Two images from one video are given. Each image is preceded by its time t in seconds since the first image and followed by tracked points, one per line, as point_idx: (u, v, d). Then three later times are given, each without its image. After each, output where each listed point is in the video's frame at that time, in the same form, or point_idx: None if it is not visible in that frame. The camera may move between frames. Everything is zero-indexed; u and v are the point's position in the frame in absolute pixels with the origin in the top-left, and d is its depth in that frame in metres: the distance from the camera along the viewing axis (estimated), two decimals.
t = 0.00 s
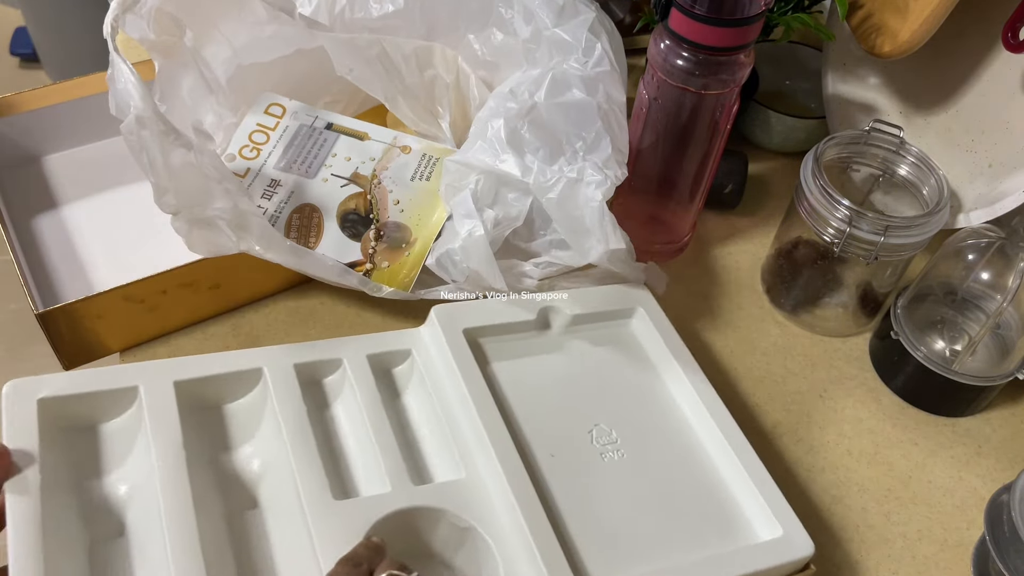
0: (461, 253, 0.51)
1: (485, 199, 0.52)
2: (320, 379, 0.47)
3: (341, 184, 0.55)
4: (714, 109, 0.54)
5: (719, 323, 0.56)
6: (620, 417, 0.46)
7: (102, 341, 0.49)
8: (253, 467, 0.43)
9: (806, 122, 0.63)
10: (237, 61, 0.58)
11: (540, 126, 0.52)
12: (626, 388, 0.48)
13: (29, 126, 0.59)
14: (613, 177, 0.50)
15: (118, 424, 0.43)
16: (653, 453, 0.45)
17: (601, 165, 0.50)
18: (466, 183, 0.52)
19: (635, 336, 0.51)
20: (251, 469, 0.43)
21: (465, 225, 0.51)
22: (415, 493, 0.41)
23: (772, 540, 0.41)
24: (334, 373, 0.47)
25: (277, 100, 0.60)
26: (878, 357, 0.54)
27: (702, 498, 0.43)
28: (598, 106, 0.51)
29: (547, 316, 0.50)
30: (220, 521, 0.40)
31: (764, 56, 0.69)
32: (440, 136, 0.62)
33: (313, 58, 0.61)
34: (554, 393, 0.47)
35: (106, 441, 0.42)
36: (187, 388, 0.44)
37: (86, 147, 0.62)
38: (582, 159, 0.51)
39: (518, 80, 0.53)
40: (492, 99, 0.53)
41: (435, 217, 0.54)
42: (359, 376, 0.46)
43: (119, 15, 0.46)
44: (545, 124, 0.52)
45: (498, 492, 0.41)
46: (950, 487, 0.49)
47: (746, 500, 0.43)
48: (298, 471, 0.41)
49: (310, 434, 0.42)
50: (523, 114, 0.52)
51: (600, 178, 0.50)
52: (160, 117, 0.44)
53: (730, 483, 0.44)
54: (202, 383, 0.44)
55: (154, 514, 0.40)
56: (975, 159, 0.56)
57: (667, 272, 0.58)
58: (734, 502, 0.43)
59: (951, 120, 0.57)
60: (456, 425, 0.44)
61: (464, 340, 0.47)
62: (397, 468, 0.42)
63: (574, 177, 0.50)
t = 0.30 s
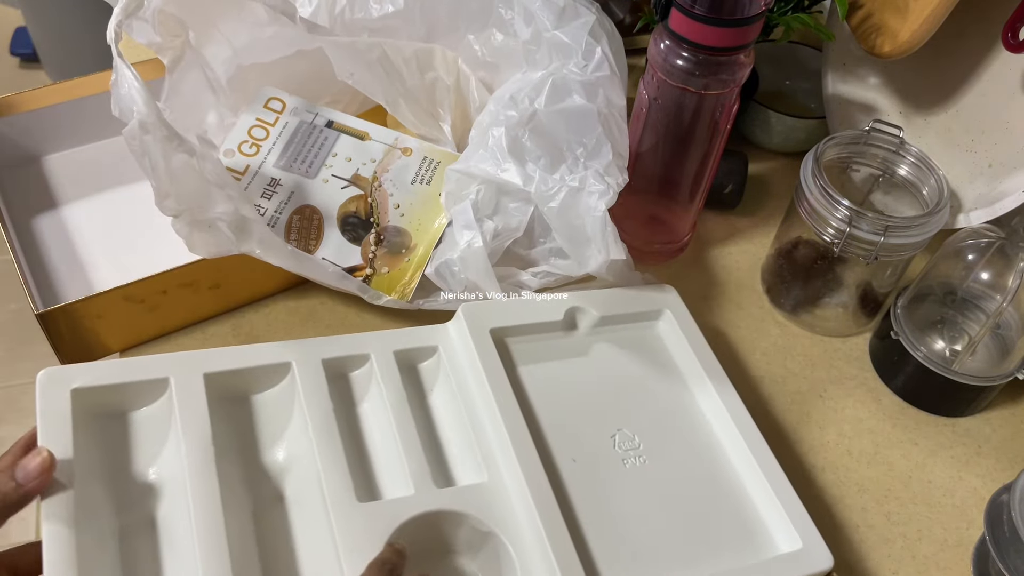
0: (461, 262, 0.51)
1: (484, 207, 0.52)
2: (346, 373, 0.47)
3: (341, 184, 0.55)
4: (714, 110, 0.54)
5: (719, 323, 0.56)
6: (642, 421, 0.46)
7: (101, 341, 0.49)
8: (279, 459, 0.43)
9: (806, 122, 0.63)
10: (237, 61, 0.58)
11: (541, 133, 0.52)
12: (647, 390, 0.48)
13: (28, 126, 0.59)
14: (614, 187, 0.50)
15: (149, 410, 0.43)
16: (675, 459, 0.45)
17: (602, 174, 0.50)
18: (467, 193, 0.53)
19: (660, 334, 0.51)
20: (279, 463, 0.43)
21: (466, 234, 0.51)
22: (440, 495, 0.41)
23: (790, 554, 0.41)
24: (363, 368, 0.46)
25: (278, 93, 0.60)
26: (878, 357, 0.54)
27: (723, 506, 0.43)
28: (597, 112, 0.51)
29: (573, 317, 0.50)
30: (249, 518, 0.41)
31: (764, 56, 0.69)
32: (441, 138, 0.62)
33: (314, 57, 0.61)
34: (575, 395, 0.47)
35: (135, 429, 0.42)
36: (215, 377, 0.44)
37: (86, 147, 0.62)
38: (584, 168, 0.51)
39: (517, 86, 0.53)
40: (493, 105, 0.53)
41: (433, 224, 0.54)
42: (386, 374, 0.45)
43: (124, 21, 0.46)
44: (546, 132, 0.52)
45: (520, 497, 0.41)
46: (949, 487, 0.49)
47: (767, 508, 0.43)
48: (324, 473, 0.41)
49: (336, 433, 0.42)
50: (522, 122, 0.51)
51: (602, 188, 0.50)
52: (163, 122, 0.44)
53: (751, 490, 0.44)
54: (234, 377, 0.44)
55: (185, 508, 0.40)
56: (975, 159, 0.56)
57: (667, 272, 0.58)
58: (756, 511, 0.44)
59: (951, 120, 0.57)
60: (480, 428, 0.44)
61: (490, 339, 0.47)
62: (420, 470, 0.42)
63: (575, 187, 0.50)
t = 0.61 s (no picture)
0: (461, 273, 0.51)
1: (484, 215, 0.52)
2: (346, 406, 0.48)
3: (341, 185, 0.55)
4: (714, 110, 0.54)
5: (719, 324, 0.56)
6: (646, 426, 0.47)
7: (101, 341, 0.50)
8: (284, 495, 0.46)
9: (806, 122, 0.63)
10: (237, 61, 0.58)
11: (542, 137, 0.51)
12: (654, 394, 0.48)
13: (29, 126, 0.59)
14: (616, 192, 0.50)
15: (163, 459, 0.45)
16: (678, 464, 0.45)
17: (602, 178, 0.50)
18: (467, 198, 0.52)
19: (669, 332, 0.51)
20: (285, 497, 0.46)
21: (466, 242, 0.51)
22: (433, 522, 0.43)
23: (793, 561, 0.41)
24: (362, 400, 0.48)
25: (279, 91, 0.59)
26: (878, 357, 0.54)
27: (729, 510, 0.44)
28: (598, 116, 0.51)
29: (573, 326, 0.50)
30: (262, 542, 0.44)
31: (764, 55, 0.69)
32: (441, 140, 0.61)
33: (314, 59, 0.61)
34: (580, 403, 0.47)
35: (149, 475, 0.45)
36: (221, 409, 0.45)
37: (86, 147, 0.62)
38: (585, 172, 0.51)
39: (518, 89, 0.53)
40: (493, 109, 0.53)
41: (434, 228, 0.54)
42: (384, 407, 0.47)
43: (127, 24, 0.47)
44: (547, 135, 0.51)
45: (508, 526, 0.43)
46: (949, 487, 0.49)
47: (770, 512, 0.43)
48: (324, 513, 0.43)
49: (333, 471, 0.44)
50: (523, 127, 0.51)
51: (603, 194, 0.50)
52: (165, 126, 0.45)
53: (757, 493, 0.44)
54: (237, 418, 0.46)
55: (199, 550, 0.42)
56: (975, 159, 0.56)
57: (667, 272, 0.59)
58: (762, 514, 0.44)
59: (951, 120, 0.57)
60: (479, 453, 0.46)
61: (487, 359, 0.47)
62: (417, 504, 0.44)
63: (576, 192, 0.50)
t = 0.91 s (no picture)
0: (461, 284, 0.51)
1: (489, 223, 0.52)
2: (386, 413, 0.48)
3: (342, 186, 0.55)
4: (714, 109, 0.54)
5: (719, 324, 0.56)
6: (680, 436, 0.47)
7: (101, 341, 0.49)
8: (328, 497, 0.46)
9: (806, 122, 0.63)
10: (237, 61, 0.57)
11: (549, 148, 0.51)
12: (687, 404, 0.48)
13: (29, 126, 0.59)
14: (621, 207, 0.51)
15: (207, 462, 0.46)
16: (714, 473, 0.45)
17: (609, 191, 0.51)
18: (473, 208, 0.52)
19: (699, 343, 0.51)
20: (328, 502, 0.45)
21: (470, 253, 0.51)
22: (477, 528, 0.43)
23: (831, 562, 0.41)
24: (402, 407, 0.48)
25: (280, 87, 0.59)
26: (878, 357, 0.54)
27: (767, 517, 0.44)
28: (603, 126, 0.51)
29: (606, 337, 0.50)
30: (304, 547, 0.44)
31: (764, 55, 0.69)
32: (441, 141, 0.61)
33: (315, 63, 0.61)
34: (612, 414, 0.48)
35: (200, 480, 0.45)
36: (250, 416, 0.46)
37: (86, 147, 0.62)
38: (592, 185, 0.51)
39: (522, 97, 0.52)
40: (498, 117, 0.53)
41: (435, 229, 0.54)
42: (424, 414, 0.47)
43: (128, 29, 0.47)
44: (553, 146, 0.51)
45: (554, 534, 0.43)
46: (949, 487, 0.49)
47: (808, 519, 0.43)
48: (371, 515, 0.43)
49: (377, 475, 0.45)
50: (529, 137, 0.51)
51: (611, 208, 0.50)
52: (168, 129, 0.44)
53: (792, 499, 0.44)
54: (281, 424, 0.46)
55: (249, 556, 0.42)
56: (975, 159, 0.56)
57: (667, 272, 0.58)
58: (798, 520, 0.44)
59: (951, 120, 0.57)
60: (518, 466, 0.46)
61: (525, 370, 0.48)
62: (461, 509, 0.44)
63: (584, 208, 0.51)
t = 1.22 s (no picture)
0: (462, 305, 0.51)
1: (491, 245, 0.51)
2: (403, 447, 0.48)
3: (344, 190, 0.54)
4: (714, 109, 0.54)
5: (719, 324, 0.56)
6: (699, 453, 0.47)
7: (101, 342, 0.50)
8: (352, 537, 0.45)
9: (806, 122, 0.63)
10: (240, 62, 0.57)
11: (553, 170, 0.51)
12: (704, 420, 0.49)
13: (30, 127, 0.59)
14: (624, 232, 0.50)
15: (225, 514, 0.45)
16: (733, 488, 0.46)
17: (612, 210, 0.51)
18: (478, 229, 0.51)
19: (708, 359, 0.51)
20: (352, 539, 0.45)
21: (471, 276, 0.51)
22: (508, 556, 0.43)
23: (857, 571, 0.42)
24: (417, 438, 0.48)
25: (280, 79, 0.55)
26: (878, 357, 0.54)
27: (790, 529, 0.44)
28: (604, 140, 0.51)
29: (616, 355, 0.51)
30: None
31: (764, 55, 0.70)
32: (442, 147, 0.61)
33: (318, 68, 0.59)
34: (627, 433, 0.48)
35: (216, 529, 0.45)
36: (262, 436, 0.46)
37: (87, 147, 0.62)
38: (595, 206, 0.51)
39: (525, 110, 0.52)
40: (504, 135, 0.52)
41: (435, 239, 0.54)
42: (442, 445, 0.47)
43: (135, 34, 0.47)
44: (558, 167, 0.51)
45: (583, 554, 0.43)
46: (949, 487, 0.49)
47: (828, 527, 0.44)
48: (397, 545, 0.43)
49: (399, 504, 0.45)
50: (535, 159, 0.50)
51: (614, 232, 0.50)
52: (175, 137, 0.44)
53: (812, 509, 0.45)
54: (298, 466, 0.46)
55: None
56: (975, 159, 0.56)
57: (666, 272, 0.58)
58: (820, 529, 0.44)
59: (951, 120, 0.57)
60: (537, 485, 0.46)
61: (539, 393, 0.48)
62: (488, 533, 0.44)
63: (588, 231, 0.50)
